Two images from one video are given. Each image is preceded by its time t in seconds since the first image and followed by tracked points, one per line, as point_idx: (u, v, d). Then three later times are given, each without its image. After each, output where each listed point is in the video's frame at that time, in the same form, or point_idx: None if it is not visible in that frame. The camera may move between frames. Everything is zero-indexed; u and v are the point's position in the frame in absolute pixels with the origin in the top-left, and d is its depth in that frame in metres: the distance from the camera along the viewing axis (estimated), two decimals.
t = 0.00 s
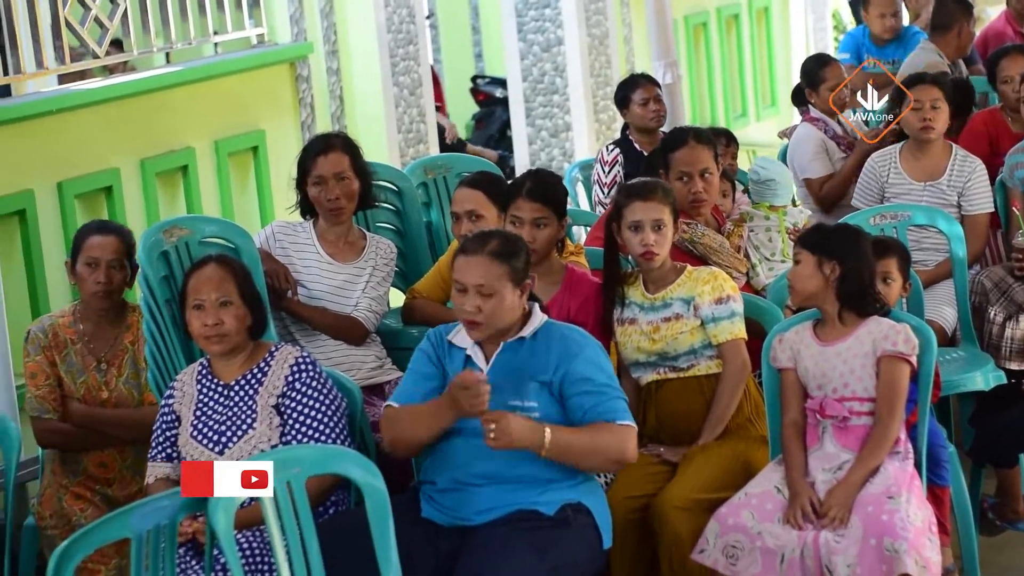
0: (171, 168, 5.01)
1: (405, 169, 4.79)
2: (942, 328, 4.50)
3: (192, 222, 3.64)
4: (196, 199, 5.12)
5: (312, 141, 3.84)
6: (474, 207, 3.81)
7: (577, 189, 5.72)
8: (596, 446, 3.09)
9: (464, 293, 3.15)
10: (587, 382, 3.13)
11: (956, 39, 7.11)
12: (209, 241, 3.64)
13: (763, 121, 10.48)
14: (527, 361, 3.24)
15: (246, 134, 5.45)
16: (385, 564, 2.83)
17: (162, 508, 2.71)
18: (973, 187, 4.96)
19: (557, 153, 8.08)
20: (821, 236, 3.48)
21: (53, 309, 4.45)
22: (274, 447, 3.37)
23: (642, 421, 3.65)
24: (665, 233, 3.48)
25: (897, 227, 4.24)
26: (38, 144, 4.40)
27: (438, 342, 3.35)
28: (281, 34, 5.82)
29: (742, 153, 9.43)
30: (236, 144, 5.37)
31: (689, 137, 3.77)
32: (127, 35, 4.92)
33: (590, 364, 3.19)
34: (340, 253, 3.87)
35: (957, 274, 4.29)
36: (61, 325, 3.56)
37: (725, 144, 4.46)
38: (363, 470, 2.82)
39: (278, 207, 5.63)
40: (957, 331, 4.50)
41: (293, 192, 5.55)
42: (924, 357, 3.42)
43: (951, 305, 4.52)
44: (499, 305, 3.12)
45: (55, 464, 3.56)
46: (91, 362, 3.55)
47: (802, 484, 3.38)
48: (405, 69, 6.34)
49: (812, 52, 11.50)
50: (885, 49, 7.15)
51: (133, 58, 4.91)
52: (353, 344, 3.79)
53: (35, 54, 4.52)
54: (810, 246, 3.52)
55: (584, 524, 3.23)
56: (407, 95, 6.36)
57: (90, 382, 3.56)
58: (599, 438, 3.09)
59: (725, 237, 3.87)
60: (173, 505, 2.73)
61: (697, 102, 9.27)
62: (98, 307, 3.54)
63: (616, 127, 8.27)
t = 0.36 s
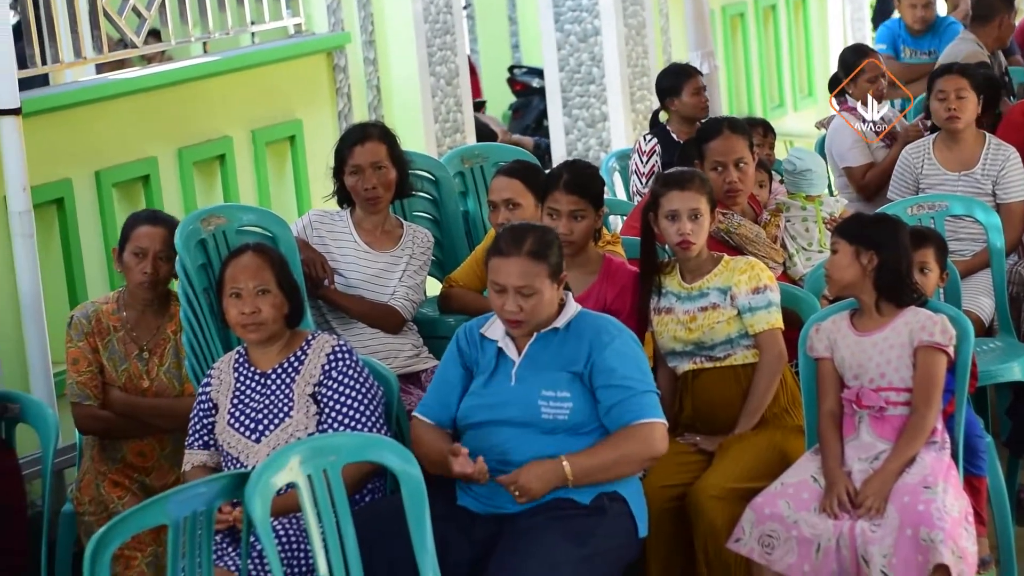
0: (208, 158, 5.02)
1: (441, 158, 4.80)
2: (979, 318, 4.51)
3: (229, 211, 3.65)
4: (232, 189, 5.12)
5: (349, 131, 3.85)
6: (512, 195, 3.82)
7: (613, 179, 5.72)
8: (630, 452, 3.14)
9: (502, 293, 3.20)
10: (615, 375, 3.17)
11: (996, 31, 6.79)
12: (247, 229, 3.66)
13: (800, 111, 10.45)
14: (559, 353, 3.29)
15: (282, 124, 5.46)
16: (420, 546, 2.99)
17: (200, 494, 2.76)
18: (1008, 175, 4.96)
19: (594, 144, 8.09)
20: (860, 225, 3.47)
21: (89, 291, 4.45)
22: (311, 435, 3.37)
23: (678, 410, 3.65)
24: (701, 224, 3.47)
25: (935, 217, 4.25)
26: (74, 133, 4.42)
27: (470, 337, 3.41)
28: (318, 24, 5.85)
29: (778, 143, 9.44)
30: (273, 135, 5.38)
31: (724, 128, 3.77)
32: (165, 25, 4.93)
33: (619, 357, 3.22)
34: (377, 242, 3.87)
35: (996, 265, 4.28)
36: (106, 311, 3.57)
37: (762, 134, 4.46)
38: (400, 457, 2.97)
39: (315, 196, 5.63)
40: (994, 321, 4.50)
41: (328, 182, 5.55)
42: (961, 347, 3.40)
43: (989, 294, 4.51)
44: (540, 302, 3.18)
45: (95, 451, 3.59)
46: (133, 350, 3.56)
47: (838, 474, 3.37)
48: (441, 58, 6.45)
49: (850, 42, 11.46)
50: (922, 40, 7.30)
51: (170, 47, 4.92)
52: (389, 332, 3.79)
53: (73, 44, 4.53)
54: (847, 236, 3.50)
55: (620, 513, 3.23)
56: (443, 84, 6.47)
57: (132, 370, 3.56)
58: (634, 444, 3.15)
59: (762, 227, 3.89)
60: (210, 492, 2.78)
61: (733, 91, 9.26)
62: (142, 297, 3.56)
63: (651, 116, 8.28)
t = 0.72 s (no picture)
0: (233, 148, 5.07)
1: (466, 149, 4.79)
2: (1003, 310, 4.51)
3: (254, 202, 3.67)
4: (257, 180, 5.16)
5: (374, 122, 3.85)
6: (537, 185, 3.82)
7: (637, 170, 5.73)
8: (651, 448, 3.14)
9: (522, 290, 3.19)
10: (633, 367, 3.17)
11: None
12: (271, 221, 3.67)
13: (824, 102, 10.46)
14: (579, 345, 3.28)
15: (305, 115, 5.51)
16: (443, 538, 3.01)
17: (224, 486, 2.78)
18: None
19: (617, 135, 8.01)
20: (884, 217, 3.45)
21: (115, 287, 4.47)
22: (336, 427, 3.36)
23: (702, 402, 3.64)
24: (726, 215, 3.47)
25: (959, 209, 4.23)
26: (98, 124, 4.43)
27: (491, 330, 3.41)
28: (342, 15, 5.97)
29: (802, 134, 9.44)
30: (297, 126, 5.44)
31: (748, 119, 3.83)
32: (189, 17, 4.95)
33: (638, 347, 3.21)
34: (401, 233, 3.88)
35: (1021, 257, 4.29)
36: (134, 302, 3.57)
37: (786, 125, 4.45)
38: (424, 448, 3.00)
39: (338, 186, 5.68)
40: (1018, 313, 4.51)
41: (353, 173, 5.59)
42: (985, 340, 3.37)
43: (1013, 286, 4.52)
44: (560, 298, 3.17)
45: (120, 442, 3.59)
46: (160, 341, 3.57)
47: (862, 465, 3.37)
48: (466, 50, 6.48)
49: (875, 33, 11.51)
50: (949, 30, 7.28)
51: (195, 39, 4.94)
52: (414, 323, 3.80)
53: (99, 35, 4.53)
54: (871, 227, 3.48)
55: (643, 504, 3.23)
56: (468, 75, 6.49)
57: (159, 361, 3.57)
58: (655, 438, 3.14)
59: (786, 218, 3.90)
60: (233, 484, 2.80)
61: (759, 83, 9.24)
62: (171, 288, 3.56)
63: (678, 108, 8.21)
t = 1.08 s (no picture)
0: (253, 142, 5.11)
1: (486, 141, 4.80)
2: None
3: (274, 194, 3.70)
4: (277, 173, 5.21)
5: (394, 114, 3.85)
6: (560, 176, 3.83)
7: (656, 162, 5.74)
8: (677, 441, 3.13)
9: (545, 285, 3.17)
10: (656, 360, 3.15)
11: None
12: (292, 213, 3.71)
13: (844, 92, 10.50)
14: (602, 336, 3.28)
15: (326, 108, 5.55)
16: (465, 530, 3.01)
17: (245, 478, 2.79)
18: None
19: (638, 126, 8.02)
20: (906, 207, 3.41)
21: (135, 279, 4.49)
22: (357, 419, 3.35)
23: (724, 393, 3.64)
24: (747, 207, 3.47)
25: (981, 200, 4.21)
26: (119, 117, 4.46)
27: (513, 322, 3.41)
28: (362, 9, 6.01)
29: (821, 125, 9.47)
30: (317, 118, 5.48)
31: (768, 110, 3.86)
32: (208, 9, 4.99)
33: (660, 339, 3.20)
34: (421, 225, 3.88)
35: None
36: (157, 294, 3.59)
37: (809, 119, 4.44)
38: (446, 441, 3.00)
39: (359, 178, 5.74)
40: None
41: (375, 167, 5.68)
42: (1007, 331, 3.36)
43: None
44: (585, 293, 3.15)
45: (143, 434, 3.61)
46: (184, 333, 3.59)
47: (884, 457, 3.34)
48: (486, 42, 6.55)
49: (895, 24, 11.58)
50: (972, 21, 7.22)
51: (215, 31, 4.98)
52: (435, 316, 3.81)
53: (119, 28, 4.57)
54: (893, 218, 3.44)
55: (666, 496, 3.23)
56: (488, 67, 6.56)
57: (181, 353, 3.59)
58: (680, 433, 3.13)
59: (807, 210, 3.93)
60: (255, 476, 2.81)
61: (779, 75, 9.28)
62: (194, 282, 3.58)
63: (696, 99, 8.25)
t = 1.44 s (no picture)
0: (274, 131, 5.13)
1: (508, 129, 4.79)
2: None
3: (296, 184, 3.71)
4: (298, 160, 5.24)
5: (415, 104, 3.85)
6: (584, 164, 3.84)
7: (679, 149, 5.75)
8: (699, 431, 3.13)
9: (568, 275, 3.17)
10: (679, 348, 3.15)
11: None
12: (313, 203, 3.72)
13: (866, 79, 10.49)
14: (625, 324, 3.27)
15: (348, 96, 5.57)
16: (488, 519, 3.01)
17: (268, 468, 2.80)
18: None
19: (659, 113, 8.03)
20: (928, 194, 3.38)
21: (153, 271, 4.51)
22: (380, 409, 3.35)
23: (746, 381, 3.64)
24: (769, 194, 3.46)
25: (1003, 186, 4.21)
26: (139, 107, 4.48)
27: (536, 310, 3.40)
28: None
29: (842, 111, 9.46)
30: (338, 107, 5.49)
31: (789, 97, 3.88)
32: None
33: (682, 328, 3.19)
34: (443, 214, 3.88)
35: None
36: (179, 285, 3.60)
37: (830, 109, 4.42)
38: (469, 430, 3.00)
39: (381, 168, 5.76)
40: None
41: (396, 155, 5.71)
42: None
43: None
44: (609, 283, 3.15)
45: (166, 424, 3.62)
46: (206, 324, 3.59)
47: (907, 444, 3.32)
48: (507, 30, 6.62)
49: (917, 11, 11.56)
50: (997, 6, 7.00)
51: (236, 21, 5.01)
52: (457, 305, 3.81)
53: (140, 18, 4.61)
54: (915, 205, 3.42)
55: (688, 484, 3.22)
56: (509, 56, 6.64)
57: (204, 344, 3.60)
58: (703, 424, 3.13)
59: (829, 196, 3.98)
60: (278, 466, 2.82)
61: (800, 62, 9.27)
62: (216, 273, 3.59)
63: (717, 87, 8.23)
